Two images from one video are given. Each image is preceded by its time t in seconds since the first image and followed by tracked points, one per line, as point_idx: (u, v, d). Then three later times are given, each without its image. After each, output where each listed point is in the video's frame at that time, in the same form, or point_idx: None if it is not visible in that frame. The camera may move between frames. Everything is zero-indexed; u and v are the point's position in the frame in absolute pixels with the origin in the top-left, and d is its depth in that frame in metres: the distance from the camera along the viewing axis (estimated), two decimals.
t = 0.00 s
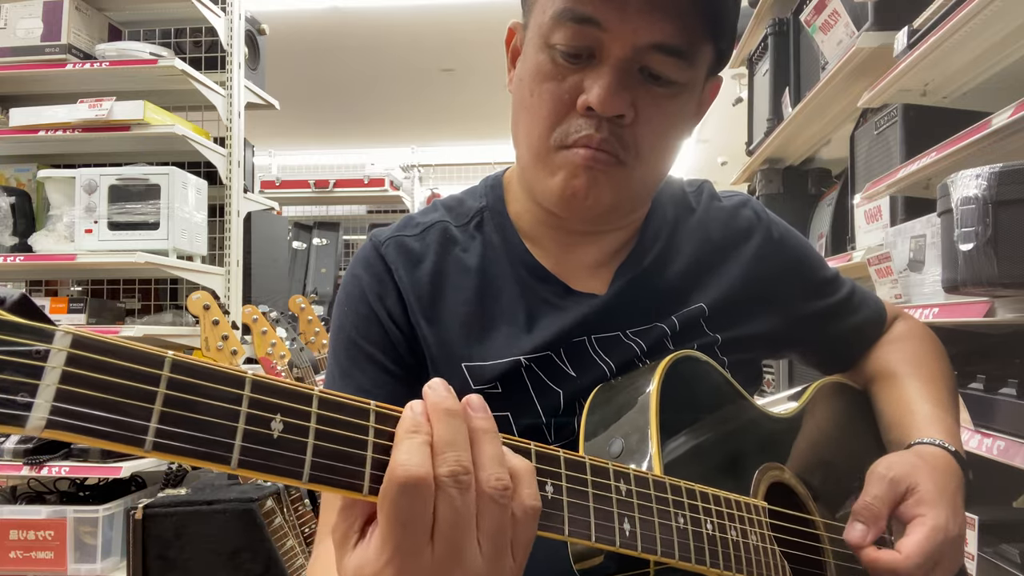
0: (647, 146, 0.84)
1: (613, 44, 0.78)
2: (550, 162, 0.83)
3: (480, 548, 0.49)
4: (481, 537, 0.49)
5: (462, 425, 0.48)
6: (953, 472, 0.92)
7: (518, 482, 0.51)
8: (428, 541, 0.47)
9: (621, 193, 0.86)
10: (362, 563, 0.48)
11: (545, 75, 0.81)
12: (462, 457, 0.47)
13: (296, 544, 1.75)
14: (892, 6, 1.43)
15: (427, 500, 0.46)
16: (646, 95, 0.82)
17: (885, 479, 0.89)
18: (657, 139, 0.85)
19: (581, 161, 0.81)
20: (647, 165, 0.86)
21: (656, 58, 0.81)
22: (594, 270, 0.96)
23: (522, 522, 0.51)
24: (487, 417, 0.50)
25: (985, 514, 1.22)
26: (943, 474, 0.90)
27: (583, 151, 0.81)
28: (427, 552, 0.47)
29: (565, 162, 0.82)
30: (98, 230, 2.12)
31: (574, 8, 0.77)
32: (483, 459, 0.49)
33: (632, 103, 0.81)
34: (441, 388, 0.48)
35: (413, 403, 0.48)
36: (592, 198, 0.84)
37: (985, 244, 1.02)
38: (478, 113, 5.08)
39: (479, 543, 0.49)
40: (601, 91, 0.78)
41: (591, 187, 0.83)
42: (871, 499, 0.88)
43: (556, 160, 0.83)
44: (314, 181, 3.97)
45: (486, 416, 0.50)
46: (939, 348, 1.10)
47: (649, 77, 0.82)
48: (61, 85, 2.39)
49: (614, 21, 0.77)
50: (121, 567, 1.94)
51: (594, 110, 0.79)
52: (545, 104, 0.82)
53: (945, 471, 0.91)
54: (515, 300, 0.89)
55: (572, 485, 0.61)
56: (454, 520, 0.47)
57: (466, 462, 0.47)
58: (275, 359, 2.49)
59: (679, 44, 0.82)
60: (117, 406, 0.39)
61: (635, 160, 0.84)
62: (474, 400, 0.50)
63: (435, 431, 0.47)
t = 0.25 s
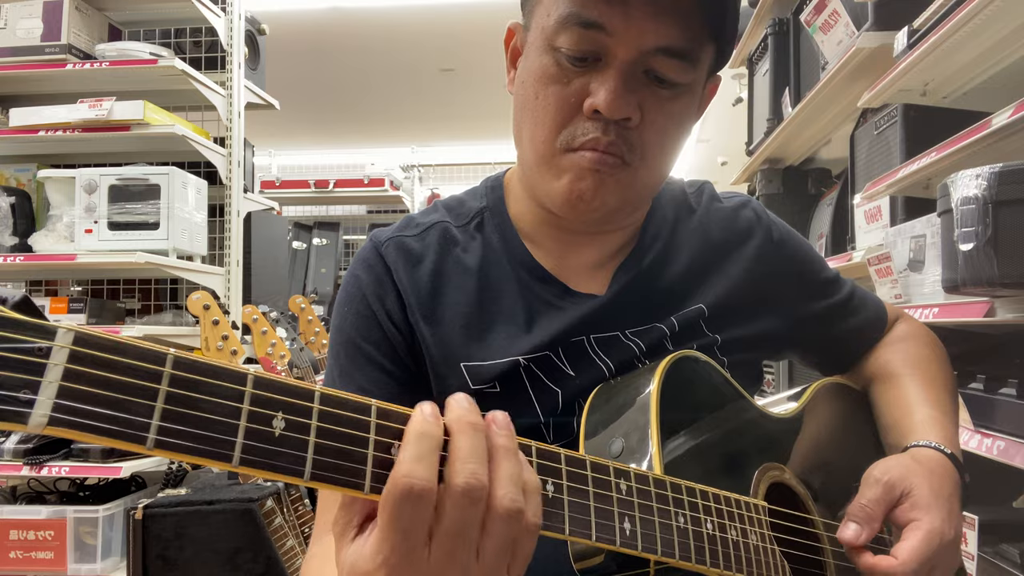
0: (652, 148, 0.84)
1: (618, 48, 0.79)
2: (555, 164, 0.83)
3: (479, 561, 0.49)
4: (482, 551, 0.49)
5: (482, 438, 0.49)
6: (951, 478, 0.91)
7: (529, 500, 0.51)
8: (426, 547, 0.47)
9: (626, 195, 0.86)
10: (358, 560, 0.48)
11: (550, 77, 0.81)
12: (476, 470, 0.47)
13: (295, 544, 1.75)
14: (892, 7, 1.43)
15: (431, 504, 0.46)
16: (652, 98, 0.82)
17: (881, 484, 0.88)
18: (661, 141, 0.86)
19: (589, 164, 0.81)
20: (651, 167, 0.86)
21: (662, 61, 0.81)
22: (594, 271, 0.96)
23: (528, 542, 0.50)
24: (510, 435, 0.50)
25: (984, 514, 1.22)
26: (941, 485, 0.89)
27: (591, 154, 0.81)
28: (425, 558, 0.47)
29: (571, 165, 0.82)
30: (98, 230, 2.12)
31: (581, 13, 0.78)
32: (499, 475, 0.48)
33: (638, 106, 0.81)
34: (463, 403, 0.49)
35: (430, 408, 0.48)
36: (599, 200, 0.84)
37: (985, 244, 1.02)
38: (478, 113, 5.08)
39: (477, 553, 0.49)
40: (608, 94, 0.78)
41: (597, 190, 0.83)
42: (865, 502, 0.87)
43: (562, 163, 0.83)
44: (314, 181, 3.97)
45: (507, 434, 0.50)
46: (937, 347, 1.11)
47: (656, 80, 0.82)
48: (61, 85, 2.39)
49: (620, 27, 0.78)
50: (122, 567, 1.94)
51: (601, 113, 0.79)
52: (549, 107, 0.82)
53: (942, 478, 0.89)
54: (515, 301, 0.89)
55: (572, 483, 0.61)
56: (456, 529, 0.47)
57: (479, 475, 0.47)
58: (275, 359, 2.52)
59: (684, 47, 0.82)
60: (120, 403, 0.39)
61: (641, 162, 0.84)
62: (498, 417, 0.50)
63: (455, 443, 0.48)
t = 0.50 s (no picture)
0: (652, 147, 0.84)
1: (616, 48, 0.79)
2: (555, 164, 0.83)
3: None
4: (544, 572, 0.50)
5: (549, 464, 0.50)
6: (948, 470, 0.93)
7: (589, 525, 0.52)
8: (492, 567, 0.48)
9: (626, 194, 0.86)
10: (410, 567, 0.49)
11: (548, 78, 0.81)
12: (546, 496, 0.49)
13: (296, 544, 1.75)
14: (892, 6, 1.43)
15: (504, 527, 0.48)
16: (650, 96, 0.82)
17: (872, 469, 0.92)
18: (660, 140, 0.85)
19: (589, 163, 0.81)
20: (651, 167, 0.86)
21: (660, 60, 0.81)
22: (593, 271, 0.96)
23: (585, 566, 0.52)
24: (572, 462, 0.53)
25: (984, 514, 1.22)
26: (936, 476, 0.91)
27: (591, 154, 0.81)
28: None
29: (570, 165, 0.82)
30: (98, 230, 2.12)
31: (578, 14, 0.78)
32: (565, 502, 0.50)
33: (636, 104, 0.81)
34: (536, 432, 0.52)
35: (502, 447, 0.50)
36: (599, 200, 0.84)
37: (985, 244, 1.02)
38: (478, 113, 5.08)
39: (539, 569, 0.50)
40: (607, 93, 0.78)
41: (597, 189, 0.83)
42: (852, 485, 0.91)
43: (561, 162, 0.83)
44: (314, 181, 3.97)
45: (571, 461, 0.52)
46: (937, 345, 1.11)
47: (654, 78, 0.82)
48: (61, 85, 2.39)
49: (618, 25, 0.78)
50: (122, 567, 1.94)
51: (600, 113, 0.79)
52: (548, 107, 0.82)
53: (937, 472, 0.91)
54: (515, 302, 0.89)
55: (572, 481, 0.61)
56: (524, 551, 0.49)
57: (548, 502, 0.49)
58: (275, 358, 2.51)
59: (681, 45, 0.82)
60: (119, 399, 0.39)
61: (641, 162, 0.84)
62: (565, 446, 0.53)
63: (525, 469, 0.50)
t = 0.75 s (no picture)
0: (642, 142, 0.84)
1: (604, 40, 0.79)
2: (546, 160, 0.84)
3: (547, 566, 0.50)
4: (549, 557, 0.50)
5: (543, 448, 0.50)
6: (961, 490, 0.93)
7: (592, 506, 0.52)
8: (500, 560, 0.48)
9: (618, 190, 0.86)
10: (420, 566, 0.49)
11: (540, 73, 0.82)
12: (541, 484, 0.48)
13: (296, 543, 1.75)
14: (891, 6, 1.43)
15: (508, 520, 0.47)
16: (639, 90, 0.82)
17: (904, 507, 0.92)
18: (652, 136, 0.85)
19: (578, 157, 0.81)
20: (642, 162, 0.86)
21: (650, 52, 0.81)
22: (593, 271, 0.96)
23: (588, 550, 0.52)
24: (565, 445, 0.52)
25: (984, 514, 1.22)
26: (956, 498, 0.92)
27: (578, 148, 0.81)
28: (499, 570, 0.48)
29: (560, 160, 0.82)
30: (98, 230, 2.12)
31: (567, 3, 0.78)
32: (563, 487, 0.50)
33: (624, 98, 0.81)
34: (528, 414, 0.50)
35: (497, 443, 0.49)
36: (589, 194, 0.84)
37: (985, 244, 1.02)
38: (478, 114, 5.08)
39: (545, 563, 0.50)
40: (595, 87, 0.78)
41: (588, 184, 0.83)
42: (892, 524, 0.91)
43: (552, 158, 0.83)
44: (314, 181, 3.97)
45: (563, 445, 0.51)
46: (940, 352, 1.11)
47: (643, 70, 0.82)
48: (61, 85, 2.39)
49: (605, 16, 0.78)
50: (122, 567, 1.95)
51: (587, 107, 0.79)
52: (540, 103, 0.82)
53: (953, 494, 0.92)
54: (514, 301, 0.89)
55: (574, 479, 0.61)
56: (528, 543, 0.48)
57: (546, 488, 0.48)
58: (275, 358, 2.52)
59: (672, 39, 0.82)
60: (126, 391, 0.39)
61: (631, 157, 0.84)
62: (555, 430, 0.52)
63: (521, 455, 0.49)
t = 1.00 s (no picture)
0: (642, 138, 0.84)
1: (604, 37, 0.79)
2: (546, 156, 0.84)
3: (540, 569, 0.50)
4: (543, 560, 0.50)
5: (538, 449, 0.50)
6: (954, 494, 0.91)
7: (586, 509, 0.52)
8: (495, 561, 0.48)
9: (617, 187, 0.86)
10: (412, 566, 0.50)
11: (540, 70, 0.82)
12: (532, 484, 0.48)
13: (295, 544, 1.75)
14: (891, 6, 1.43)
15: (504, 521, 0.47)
16: (639, 87, 0.82)
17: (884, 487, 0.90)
18: (652, 133, 0.85)
19: (578, 153, 0.81)
20: (642, 159, 0.86)
21: (649, 49, 0.81)
22: (593, 270, 0.96)
23: (583, 553, 0.51)
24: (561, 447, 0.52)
25: (984, 514, 1.22)
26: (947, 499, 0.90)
27: (578, 143, 0.81)
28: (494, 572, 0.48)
29: (561, 156, 0.82)
30: (98, 230, 2.12)
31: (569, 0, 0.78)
32: (558, 488, 0.50)
33: (624, 95, 0.81)
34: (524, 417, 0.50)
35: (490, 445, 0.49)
36: (589, 190, 0.84)
37: (985, 244, 1.02)
38: (478, 114, 5.08)
39: (539, 565, 0.50)
40: (594, 83, 0.79)
41: (588, 180, 0.83)
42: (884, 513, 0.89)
43: (552, 154, 0.83)
44: (314, 181, 3.96)
45: (560, 447, 0.51)
46: (940, 356, 1.11)
47: (642, 67, 0.83)
48: (61, 85, 2.39)
49: (605, 12, 0.78)
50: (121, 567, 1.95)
51: (587, 103, 0.80)
52: (540, 100, 0.82)
53: (947, 502, 0.89)
54: (514, 300, 0.89)
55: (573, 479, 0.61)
56: (523, 543, 0.48)
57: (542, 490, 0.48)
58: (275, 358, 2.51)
59: (672, 36, 0.82)
60: (125, 392, 0.39)
61: (631, 153, 0.84)
62: (550, 432, 0.52)
63: (517, 457, 0.49)
